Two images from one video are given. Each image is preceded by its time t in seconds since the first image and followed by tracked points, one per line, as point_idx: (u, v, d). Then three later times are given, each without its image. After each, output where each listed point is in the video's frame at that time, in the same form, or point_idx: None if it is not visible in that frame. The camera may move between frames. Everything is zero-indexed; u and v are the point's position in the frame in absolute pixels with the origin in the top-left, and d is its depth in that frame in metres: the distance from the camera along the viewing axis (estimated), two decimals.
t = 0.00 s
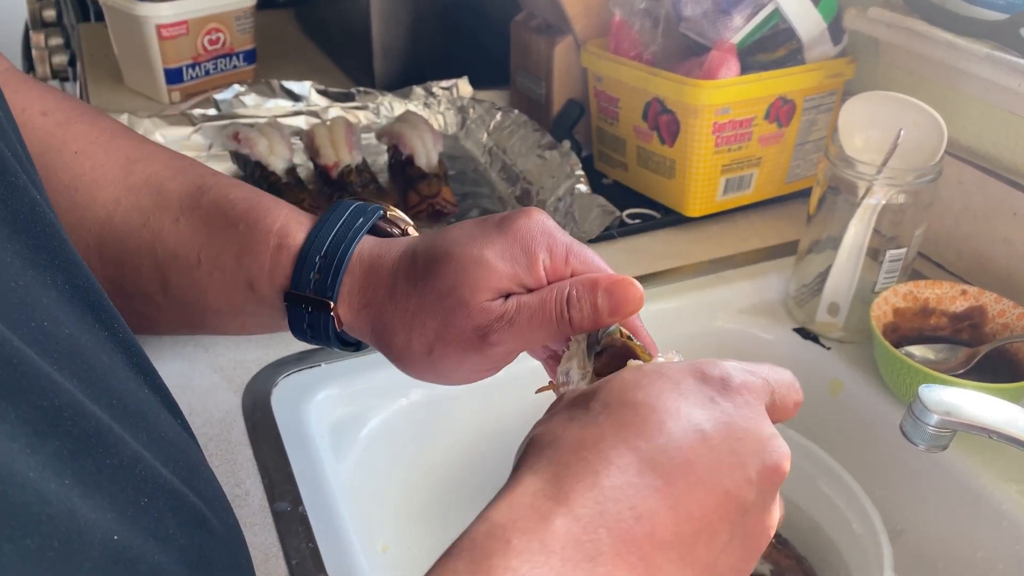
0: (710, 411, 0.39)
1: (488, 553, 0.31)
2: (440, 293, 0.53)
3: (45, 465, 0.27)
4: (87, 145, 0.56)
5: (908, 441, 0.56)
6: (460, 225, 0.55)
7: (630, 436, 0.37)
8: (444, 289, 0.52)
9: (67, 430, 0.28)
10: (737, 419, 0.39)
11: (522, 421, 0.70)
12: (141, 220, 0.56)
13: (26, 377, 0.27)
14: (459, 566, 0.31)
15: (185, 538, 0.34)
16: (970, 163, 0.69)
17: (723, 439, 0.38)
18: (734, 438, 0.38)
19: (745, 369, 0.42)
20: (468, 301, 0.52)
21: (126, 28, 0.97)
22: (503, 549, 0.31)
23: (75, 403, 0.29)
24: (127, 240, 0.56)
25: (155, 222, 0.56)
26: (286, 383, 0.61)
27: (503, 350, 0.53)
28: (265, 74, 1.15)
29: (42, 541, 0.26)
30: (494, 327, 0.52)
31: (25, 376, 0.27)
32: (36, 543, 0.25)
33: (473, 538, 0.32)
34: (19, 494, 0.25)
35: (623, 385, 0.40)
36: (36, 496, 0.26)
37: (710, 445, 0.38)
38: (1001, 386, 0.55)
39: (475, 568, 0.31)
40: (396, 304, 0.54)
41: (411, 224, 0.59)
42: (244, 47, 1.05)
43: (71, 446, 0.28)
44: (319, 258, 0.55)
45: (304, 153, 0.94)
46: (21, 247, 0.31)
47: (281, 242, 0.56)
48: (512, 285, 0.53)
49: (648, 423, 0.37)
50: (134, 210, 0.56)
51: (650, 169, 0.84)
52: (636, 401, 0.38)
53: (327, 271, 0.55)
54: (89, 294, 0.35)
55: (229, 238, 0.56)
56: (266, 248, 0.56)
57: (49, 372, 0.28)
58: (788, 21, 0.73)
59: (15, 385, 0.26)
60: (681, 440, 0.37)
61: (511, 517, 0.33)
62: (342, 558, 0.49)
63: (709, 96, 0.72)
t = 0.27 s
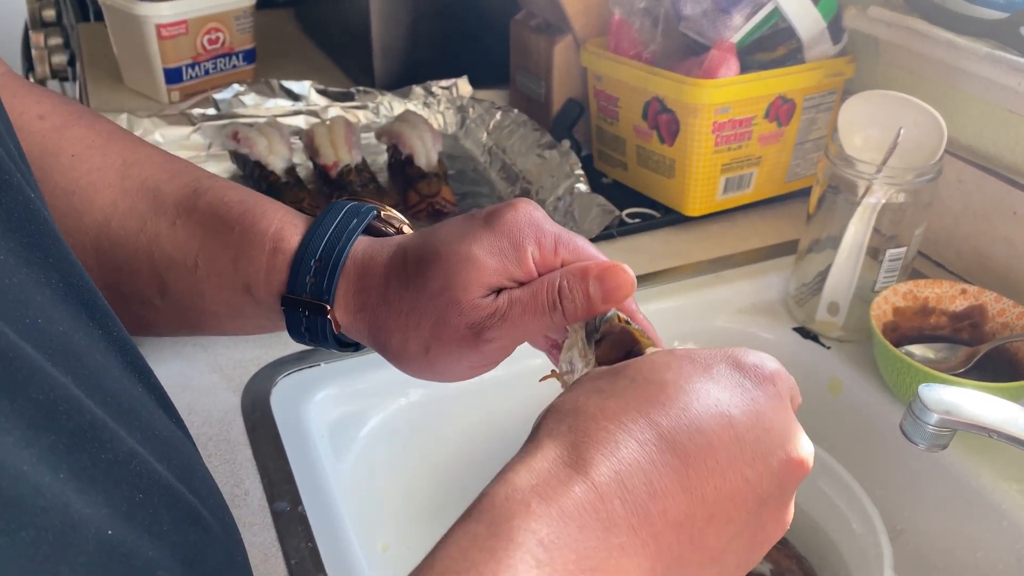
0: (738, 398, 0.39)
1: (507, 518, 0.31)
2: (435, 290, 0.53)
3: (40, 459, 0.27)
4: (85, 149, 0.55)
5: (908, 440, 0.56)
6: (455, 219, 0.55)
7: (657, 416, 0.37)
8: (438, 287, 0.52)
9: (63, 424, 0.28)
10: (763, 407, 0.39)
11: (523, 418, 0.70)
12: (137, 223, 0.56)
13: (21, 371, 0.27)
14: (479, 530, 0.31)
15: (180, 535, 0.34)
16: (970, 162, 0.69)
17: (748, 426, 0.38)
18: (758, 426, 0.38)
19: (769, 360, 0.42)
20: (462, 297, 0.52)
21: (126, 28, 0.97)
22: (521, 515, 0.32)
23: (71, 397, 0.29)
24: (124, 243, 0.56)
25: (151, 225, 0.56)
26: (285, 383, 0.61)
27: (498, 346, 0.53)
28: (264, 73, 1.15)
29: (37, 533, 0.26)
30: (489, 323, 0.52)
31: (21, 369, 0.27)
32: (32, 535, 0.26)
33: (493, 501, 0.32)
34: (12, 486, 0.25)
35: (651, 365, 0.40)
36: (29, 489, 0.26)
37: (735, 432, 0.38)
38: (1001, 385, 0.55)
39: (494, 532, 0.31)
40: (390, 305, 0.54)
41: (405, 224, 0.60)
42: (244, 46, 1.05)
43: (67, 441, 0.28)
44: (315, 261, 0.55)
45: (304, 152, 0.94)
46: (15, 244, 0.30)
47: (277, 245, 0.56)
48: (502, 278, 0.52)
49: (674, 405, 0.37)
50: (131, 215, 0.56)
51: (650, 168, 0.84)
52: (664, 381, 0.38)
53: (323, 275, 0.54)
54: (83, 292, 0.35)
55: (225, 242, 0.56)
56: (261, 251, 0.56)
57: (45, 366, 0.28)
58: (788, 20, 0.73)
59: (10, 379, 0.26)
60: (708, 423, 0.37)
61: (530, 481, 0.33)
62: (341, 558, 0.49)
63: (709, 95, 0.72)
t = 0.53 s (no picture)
0: (760, 445, 0.37)
1: (507, 547, 0.31)
2: (430, 279, 0.52)
3: (34, 461, 0.27)
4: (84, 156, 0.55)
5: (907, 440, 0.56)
6: (447, 211, 0.55)
7: (673, 455, 0.36)
8: (432, 276, 0.52)
9: (58, 425, 0.28)
10: (785, 460, 0.37)
11: (523, 417, 0.70)
12: (139, 231, 0.56)
13: (16, 372, 0.27)
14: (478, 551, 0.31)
15: (176, 537, 0.33)
16: (970, 162, 0.69)
17: (765, 478, 0.37)
18: (775, 481, 0.37)
19: (809, 404, 0.39)
20: (457, 281, 0.51)
21: (126, 29, 0.97)
22: (521, 544, 0.31)
23: (66, 398, 0.29)
24: (125, 251, 0.56)
25: (153, 233, 0.56)
26: (285, 383, 0.61)
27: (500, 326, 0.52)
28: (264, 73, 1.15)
29: (30, 534, 0.26)
30: (487, 303, 0.51)
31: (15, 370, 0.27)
32: (24, 536, 0.26)
33: (495, 526, 0.32)
34: (5, 487, 0.25)
35: (678, 394, 0.38)
36: (23, 490, 0.26)
37: (748, 482, 0.37)
38: (1000, 385, 0.55)
39: (497, 562, 0.31)
40: (387, 297, 0.54)
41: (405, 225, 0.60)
42: (244, 47, 1.05)
43: (62, 442, 0.28)
44: (317, 266, 0.55)
45: (304, 153, 0.94)
46: (9, 246, 0.30)
47: (279, 251, 0.56)
48: (495, 258, 0.52)
49: (693, 447, 0.36)
50: (132, 221, 0.56)
51: (650, 168, 0.84)
52: (684, 416, 0.37)
53: (325, 279, 0.55)
54: (79, 295, 0.35)
55: (228, 248, 0.56)
56: (264, 257, 0.56)
57: (39, 367, 0.28)
58: (787, 20, 0.73)
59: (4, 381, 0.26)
60: (718, 460, 0.36)
61: (533, 508, 0.33)
62: (341, 559, 0.49)
63: (708, 95, 0.72)
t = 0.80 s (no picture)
0: (775, 445, 0.40)
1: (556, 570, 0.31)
2: (445, 282, 0.52)
3: (32, 460, 0.27)
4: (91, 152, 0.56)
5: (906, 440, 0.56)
6: (461, 210, 0.55)
7: (701, 462, 0.37)
8: (446, 280, 0.52)
9: (55, 425, 0.28)
10: (795, 459, 0.40)
11: (524, 417, 0.70)
12: (150, 226, 0.56)
13: (13, 372, 0.27)
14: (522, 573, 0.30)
15: (175, 535, 0.34)
16: (969, 162, 0.69)
17: (782, 478, 0.39)
18: (790, 480, 0.39)
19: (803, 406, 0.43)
20: (471, 285, 0.51)
21: (126, 30, 0.98)
22: (572, 567, 0.31)
23: (64, 397, 0.29)
24: (136, 247, 0.56)
25: (163, 229, 0.56)
26: (286, 384, 0.61)
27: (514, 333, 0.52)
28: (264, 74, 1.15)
29: (27, 534, 0.26)
30: (502, 309, 0.51)
31: (12, 369, 0.27)
32: (21, 535, 0.26)
33: (541, 548, 0.32)
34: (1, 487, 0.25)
35: (696, 402, 0.40)
36: (20, 489, 0.26)
37: (768, 482, 0.38)
38: (999, 385, 0.55)
39: None
40: (401, 299, 0.54)
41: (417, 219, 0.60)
42: (244, 48, 1.05)
43: (60, 442, 0.28)
44: (329, 261, 0.55)
45: (304, 154, 0.94)
46: (7, 244, 0.31)
47: (290, 246, 0.56)
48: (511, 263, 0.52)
49: (717, 453, 0.38)
50: (141, 218, 0.56)
51: (649, 169, 0.84)
52: (705, 421, 0.39)
53: (337, 275, 0.55)
54: (78, 294, 0.35)
55: (238, 243, 0.56)
56: (274, 253, 0.56)
57: (37, 367, 0.28)
58: (786, 21, 0.73)
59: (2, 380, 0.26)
60: (744, 464, 0.38)
61: (580, 528, 0.33)
62: (341, 560, 0.49)
63: (708, 96, 0.72)
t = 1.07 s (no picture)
0: (787, 441, 0.40)
1: (568, 564, 0.31)
2: (438, 275, 0.52)
3: (37, 458, 0.27)
4: (94, 151, 0.56)
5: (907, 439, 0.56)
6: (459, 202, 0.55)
7: (712, 457, 0.37)
8: (438, 274, 0.52)
9: (59, 422, 0.28)
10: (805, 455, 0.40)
11: (524, 417, 0.70)
12: (151, 223, 0.56)
13: (18, 369, 0.27)
14: (535, 569, 0.31)
15: (179, 533, 0.34)
16: (969, 162, 0.69)
17: (793, 473, 0.39)
18: (801, 476, 0.40)
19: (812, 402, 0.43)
20: (462, 278, 0.51)
21: (127, 31, 0.98)
22: (586, 561, 0.32)
23: (67, 395, 0.29)
24: (137, 243, 0.56)
25: (164, 225, 0.56)
26: (288, 383, 0.61)
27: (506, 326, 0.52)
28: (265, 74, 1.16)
29: (32, 531, 0.26)
30: (492, 302, 0.51)
31: (16, 368, 0.27)
32: (27, 533, 0.26)
33: (555, 542, 0.32)
34: (7, 484, 0.26)
35: (707, 400, 0.40)
36: (25, 487, 0.26)
37: (780, 477, 0.39)
38: (999, 385, 0.55)
39: None
40: (396, 294, 0.54)
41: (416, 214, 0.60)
42: (245, 48, 1.05)
43: (64, 440, 0.28)
44: (328, 257, 0.55)
45: (305, 155, 0.94)
46: (10, 243, 0.31)
47: (290, 243, 0.56)
48: (502, 257, 0.51)
49: (729, 448, 0.38)
50: (142, 215, 0.56)
51: (650, 169, 0.84)
52: (714, 417, 0.39)
53: (336, 271, 0.55)
54: (80, 293, 0.35)
55: (239, 239, 0.56)
56: (275, 249, 0.56)
57: (41, 364, 0.28)
58: (786, 21, 0.73)
59: (6, 378, 0.27)
60: (756, 460, 0.38)
61: (592, 522, 0.33)
62: (343, 559, 0.49)
63: (709, 96, 0.72)
